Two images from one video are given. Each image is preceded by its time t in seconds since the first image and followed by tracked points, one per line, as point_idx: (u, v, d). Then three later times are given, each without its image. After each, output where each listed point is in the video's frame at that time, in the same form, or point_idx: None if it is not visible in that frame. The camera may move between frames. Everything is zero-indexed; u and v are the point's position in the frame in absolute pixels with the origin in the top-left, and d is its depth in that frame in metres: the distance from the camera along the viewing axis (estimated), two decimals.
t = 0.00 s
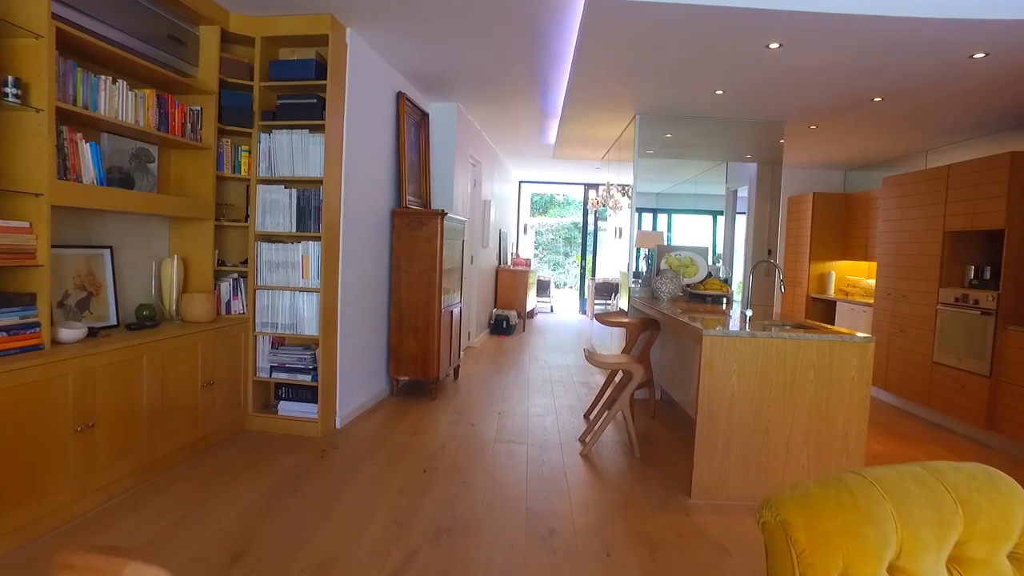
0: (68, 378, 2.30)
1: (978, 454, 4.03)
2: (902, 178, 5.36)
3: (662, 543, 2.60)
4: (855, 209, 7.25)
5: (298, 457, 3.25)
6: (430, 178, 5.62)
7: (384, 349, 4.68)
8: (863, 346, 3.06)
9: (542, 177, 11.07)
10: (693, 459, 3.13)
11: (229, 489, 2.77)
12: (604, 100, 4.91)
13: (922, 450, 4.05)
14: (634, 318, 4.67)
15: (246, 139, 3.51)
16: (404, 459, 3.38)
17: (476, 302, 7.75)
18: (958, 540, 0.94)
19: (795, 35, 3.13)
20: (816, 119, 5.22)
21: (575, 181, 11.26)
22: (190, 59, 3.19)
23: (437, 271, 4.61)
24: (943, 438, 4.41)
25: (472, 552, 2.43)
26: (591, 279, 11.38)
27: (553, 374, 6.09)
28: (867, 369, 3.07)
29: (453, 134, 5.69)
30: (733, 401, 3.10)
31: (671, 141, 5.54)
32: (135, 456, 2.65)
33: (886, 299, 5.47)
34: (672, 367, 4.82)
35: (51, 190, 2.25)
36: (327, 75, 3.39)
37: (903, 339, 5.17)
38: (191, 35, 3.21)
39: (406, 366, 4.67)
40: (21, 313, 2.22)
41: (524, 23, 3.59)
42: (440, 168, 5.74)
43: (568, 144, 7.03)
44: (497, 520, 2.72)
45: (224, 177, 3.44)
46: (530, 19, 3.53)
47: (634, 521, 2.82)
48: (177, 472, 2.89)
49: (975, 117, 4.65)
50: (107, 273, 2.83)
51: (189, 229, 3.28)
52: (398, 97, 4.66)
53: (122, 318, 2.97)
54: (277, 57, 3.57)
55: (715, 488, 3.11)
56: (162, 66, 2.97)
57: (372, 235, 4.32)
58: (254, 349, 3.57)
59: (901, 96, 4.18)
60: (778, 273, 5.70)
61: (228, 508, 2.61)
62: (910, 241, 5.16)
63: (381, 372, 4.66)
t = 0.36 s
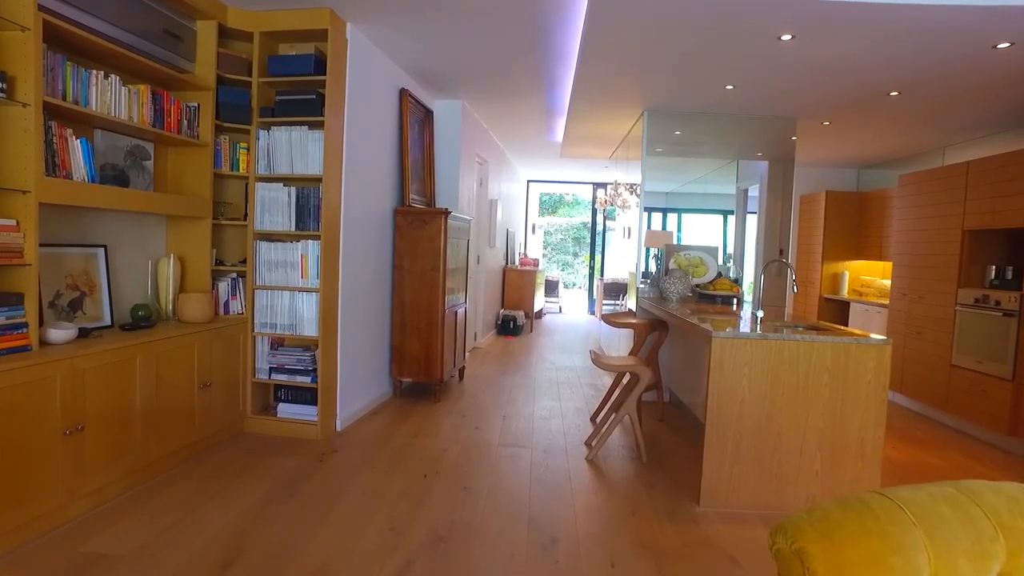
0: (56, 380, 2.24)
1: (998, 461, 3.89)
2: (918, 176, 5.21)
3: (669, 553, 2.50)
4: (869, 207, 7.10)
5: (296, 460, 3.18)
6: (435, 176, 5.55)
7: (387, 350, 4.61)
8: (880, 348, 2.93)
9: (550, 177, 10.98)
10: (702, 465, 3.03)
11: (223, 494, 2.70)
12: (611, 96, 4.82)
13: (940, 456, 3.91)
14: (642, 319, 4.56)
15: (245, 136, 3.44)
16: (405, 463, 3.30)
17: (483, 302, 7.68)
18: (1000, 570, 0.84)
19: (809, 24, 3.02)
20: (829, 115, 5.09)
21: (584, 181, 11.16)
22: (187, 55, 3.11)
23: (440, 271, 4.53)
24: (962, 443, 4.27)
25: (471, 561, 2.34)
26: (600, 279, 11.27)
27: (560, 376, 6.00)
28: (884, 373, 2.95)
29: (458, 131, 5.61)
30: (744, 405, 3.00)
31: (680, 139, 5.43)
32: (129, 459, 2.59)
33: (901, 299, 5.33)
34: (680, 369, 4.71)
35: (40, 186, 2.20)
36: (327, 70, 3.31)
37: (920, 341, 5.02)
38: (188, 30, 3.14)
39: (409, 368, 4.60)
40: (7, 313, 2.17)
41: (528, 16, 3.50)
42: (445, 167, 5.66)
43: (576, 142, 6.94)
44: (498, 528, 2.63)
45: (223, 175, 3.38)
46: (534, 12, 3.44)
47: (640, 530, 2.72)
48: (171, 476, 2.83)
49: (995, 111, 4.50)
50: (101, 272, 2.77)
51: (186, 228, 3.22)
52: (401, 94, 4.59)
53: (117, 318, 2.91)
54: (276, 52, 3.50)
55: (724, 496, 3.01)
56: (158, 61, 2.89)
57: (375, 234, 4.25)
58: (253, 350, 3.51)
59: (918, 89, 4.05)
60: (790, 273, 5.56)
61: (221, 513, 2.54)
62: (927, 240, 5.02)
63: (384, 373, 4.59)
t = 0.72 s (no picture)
0: (53, 382, 2.20)
1: None
2: (938, 175, 5.06)
3: (681, 565, 2.41)
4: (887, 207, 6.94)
5: (300, 465, 3.13)
6: (444, 175, 5.48)
7: (394, 352, 4.55)
8: (903, 353, 2.82)
9: (561, 176, 10.90)
10: (716, 473, 2.93)
11: (224, 500, 2.65)
12: (623, 93, 4.72)
13: (963, 464, 3.78)
14: (655, 321, 4.46)
15: (250, 134, 3.39)
16: (410, 469, 3.24)
17: (493, 303, 7.61)
18: None
19: (828, 15, 2.91)
20: (847, 112, 4.96)
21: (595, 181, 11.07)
22: (192, 52, 3.05)
23: (448, 272, 4.46)
24: (986, 450, 4.13)
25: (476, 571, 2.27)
26: (611, 280, 11.16)
27: (570, 379, 5.91)
28: (907, 379, 2.83)
29: (466, 130, 5.54)
30: (760, 411, 2.90)
31: (692, 137, 5.32)
32: (128, 463, 2.54)
33: (921, 302, 5.18)
34: (694, 373, 4.61)
35: (37, 185, 2.15)
36: (332, 67, 3.25)
37: (941, 344, 4.88)
38: (193, 27, 3.08)
39: (417, 370, 4.54)
40: (3, 315, 2.12)
41: (537, 12, 3.43)
42: (454, 166, 5.59)
43: (587, 141, 6.85)
44: (504, 537, 2.55)
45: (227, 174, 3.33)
46: (543, 8, 3.37)
47: (651, 540, 2.64)
48: (172, 481, 2.79)
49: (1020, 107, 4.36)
50: (103, 273, 2.72)
51: (190, 228, 3.17)
52: (408, 92, 4.53)
53: (119, 319, 2.87)
54: (281, 49, 3.44)
55: (738, 505, 2.91)
56: (162, 59, 2.84)
57: (382, 235, 4.19)
58: (257, 352, 3.46)
59: (941, 83, 3.92)
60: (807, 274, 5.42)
61: (221, 520, 2.48)
62: (948, 240, 4.87)
63: (391, 375, 4.53)
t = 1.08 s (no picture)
0: (48, 390, 2.12)
1: None
2: (963, 174, 4.89)
3: None
4: (908, 207, 6.76)
5: (304, 474, 3.04)
6: (453, 175, 5.39)
7: (402, 356, 4.46)
8: (934, 362, 2.68)
9: (572, 176, 10.78)
10: (735, 486, 2.80)
11: (226, 512, 2.58)
12: (636, 91, 4.61)
13: (993, 476, 3.62)
14: (669, 325, 4.35)
15: (255, 133, 3.31)
16: (418, 478, 3.14)
17: (503, 305, 7.51)
18: None
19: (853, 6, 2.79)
20: (869, 109, 4.80)
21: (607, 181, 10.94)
22: (196, 49, 2.97)
23: (458, 273, 4.36)
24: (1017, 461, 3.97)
25: None
26: (623, 281, 11.03)
27: (582, 382, 5.79)
28: (938, 389, 2.69)
29: (476, 129, 5.45)
30: (783, 421, 2.77)
31: (707, 136, 5.20)
32: (126, 473, 2.47)
33: (945, 305, 5.01)
34: (710, 378, 4.48)
35: (32, 186, 2.07)
36: (338, 64, 3.16)
37: (966, 350, 4.71)
38: (197, 23, 2.99)
39: (425, 374, 4.45)
40: None
41: (549, 8, 3.33)
42: (463, 166, 5.50)
43: (599, 140, 6.74)
44: (514, 553, 2.45)
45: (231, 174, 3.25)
46: (556, 3, 3.26)
47: (668, 556, 2.52)
48: (173, 490, 2.71)
49: None
50: (103, 275, 2.65)
51: (193, 229, 3.10)
52: (417, 89, 4.44)
53: (120, 322, 2.79)
54: (287, 46, 3.36)
55: (759, 519, 2.78)
56: (166, 56, 2.75)
57: (389, 236, 4.10)
58: (262, 356, 3.38)
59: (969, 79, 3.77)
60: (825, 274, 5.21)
61: (221, 534, 2.40)
62: (974, 242, 4.70)
63: (399, 379, 4.44)
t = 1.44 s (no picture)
0: (43, 396, 2.06)
1: None
2: (984, 173, 4.75)
3: None
4: (925, 207, 6.61)
5: (308, 481, 2.97)
6: (461, 175, 5.32)
7: (409, 359, 4.39)
8: (962, 369, 2.56)
9: (582, 176, 10.67)
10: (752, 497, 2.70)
11: (228, 520, 2.51)
12: (648, 90, 4.51)
13: (1019, 486, 3.50)
14: (682, 329, 4.25)
15: (259, 132, 3.25)
16: (424, 486, 3.07)
17: (512, 307, 7.43)
18: None
19: None
20: (887, 107, 4.67)
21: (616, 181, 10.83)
22: (199, 46, 2.91)
23: (466, 275, 4.29)
24: None
25: None
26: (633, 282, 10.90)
27: (591, 386, 5.70)
28: (966, 397, 2.57)
29: (484, 128, 5.37)
30: (802, 430, 2.66)
31: (720, 135, 5.08)
32: (125, 480, 2.41)
33: (965, 308, 4.87)
34: (724, 383, 4.38)
35: (27, 185, 2.02)
36: (344, 61, 3.09)
37: (988, 355, 4.57)
38: (200, 19, 2.92)
39: (433, 378, 4.38)
40: None
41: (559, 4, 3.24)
42: (472, 166, 5.41)
43: (609, 139, 6.65)
44: (523, 566, 2.36)
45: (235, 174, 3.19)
46: None
47: (684, 570, 2.42)
48: (173, 497, 2.65)
49: None
50: (103, 277, 2.59)
51: (196, 230, 3.04)
52: (424, 87, 4.37)
53: (120, 325, 2.73)
54: (291, 43, 3.29)
55: (777, 532, 2.68)
56: (168, 53, 2.68)
57: (396, 237, 4.03)
58: (266, 360, 3.32)
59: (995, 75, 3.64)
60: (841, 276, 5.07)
61: (220, 544, 2.33)
62: (996, 243, 4.56)
63: (406, 383, 4.37)
